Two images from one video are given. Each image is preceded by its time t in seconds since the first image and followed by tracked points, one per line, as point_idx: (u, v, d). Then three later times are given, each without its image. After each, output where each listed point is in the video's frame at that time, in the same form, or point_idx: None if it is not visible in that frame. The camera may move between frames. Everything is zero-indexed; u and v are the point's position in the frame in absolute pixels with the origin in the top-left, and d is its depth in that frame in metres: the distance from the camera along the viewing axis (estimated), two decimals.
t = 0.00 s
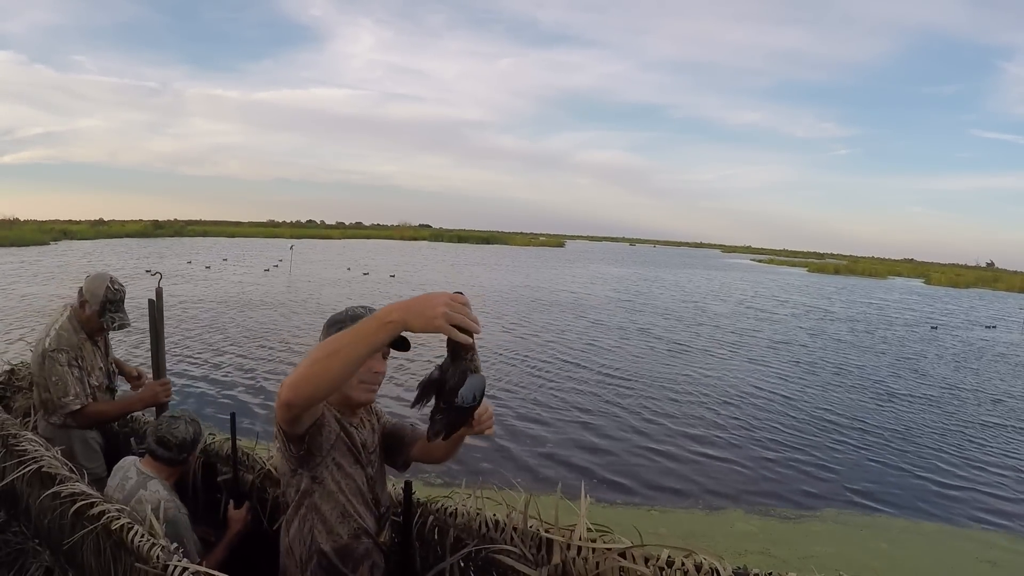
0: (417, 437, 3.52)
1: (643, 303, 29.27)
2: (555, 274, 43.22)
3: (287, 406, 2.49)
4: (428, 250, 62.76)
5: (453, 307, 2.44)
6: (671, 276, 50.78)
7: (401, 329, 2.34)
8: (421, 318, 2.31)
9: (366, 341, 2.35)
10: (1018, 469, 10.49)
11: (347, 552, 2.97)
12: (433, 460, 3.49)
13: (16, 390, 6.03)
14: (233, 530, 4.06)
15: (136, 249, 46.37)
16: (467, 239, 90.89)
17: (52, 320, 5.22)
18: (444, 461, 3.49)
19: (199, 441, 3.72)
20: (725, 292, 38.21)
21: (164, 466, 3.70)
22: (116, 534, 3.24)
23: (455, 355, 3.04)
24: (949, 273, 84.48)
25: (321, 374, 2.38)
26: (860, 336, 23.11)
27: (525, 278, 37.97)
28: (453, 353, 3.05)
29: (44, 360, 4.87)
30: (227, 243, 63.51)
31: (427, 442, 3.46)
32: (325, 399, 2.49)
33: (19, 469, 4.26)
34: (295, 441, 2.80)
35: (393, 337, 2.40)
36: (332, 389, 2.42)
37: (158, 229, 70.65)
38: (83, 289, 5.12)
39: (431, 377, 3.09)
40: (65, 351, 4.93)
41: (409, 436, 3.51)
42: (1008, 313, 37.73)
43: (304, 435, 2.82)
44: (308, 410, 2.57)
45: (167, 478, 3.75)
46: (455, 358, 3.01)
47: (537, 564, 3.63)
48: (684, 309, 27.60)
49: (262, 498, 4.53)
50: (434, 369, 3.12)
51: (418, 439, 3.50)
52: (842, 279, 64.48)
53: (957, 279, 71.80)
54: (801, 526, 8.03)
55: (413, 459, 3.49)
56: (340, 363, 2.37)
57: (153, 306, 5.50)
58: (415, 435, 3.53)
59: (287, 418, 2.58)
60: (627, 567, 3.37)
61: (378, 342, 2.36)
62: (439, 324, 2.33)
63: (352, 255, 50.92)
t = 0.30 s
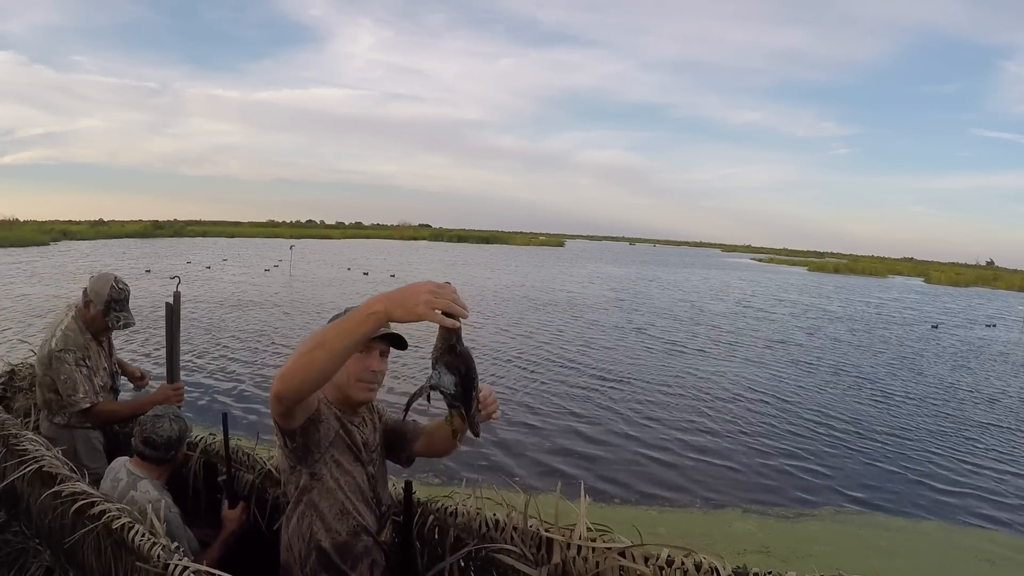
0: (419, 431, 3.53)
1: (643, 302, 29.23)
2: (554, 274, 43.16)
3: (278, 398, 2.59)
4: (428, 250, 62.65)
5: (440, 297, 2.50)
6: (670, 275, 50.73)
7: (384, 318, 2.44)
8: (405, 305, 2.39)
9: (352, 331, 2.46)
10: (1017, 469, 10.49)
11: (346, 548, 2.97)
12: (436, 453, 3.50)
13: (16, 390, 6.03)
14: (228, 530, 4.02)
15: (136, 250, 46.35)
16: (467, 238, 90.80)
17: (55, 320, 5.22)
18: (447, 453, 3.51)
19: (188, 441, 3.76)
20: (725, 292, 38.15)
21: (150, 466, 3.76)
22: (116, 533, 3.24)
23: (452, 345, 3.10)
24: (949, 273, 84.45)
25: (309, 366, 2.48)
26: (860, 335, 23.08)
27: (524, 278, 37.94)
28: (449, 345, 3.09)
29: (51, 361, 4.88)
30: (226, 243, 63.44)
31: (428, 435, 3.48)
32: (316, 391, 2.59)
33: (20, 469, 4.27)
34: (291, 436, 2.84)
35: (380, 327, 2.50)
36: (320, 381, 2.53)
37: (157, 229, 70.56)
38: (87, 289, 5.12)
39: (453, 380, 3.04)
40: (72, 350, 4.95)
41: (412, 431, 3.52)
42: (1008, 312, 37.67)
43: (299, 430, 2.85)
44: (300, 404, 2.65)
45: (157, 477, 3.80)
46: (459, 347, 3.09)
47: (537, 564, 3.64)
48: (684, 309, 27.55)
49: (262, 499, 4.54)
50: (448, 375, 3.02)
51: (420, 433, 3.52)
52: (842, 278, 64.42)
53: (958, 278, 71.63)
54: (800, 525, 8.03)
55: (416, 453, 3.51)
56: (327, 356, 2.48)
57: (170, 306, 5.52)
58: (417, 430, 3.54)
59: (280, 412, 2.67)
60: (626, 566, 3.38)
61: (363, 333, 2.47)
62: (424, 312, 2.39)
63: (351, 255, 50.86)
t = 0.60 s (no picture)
0: (421, 426, 3.54)
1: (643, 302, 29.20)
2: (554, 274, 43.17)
3: (275, 385, 2.62)
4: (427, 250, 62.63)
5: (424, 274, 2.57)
6: (670, 275, 50.75)
7: (373, 299, 2.48)
8: (392, 285, 2.45)
9: (342, 315, 2.52)
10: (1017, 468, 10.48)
11: (344, 544, 2.97)
12: (439, 447, 3.50)
13: (16, 391, 6.04)
14: (225, 532, 4.07)
15: (136, 250, 46.34)
16: (467, 238, 90.78)
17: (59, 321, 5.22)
18: (451, 446, 3.49)
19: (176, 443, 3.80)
20: (725, 292, 38.09)
21: (138, 468, 3.81)
22: (116, 533, 3.25)
23: (444, 325, 3.18)
24: (949, 271, 84.49)
25: (302, 351, 2.52)
26: (860, 335, 23.06)
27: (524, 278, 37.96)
28: (440, 325, 3.17)
29: (57, 360, 4.89)
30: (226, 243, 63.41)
31: (430, 429, 3.48)
32: (313, 376, 2.63)
33: (19, 469, 4.28)
34: (291, 429, 2.85)
35: (369, 310, 2.55)
36: (315, 365, 2.57)
37: (157, 229, 70.55)
38: (91, 288, 5.12)
39: (435, 359, 3.12)
40: (78, 350, 4.96)
41: (414, 427, 3.53)
42: (1008, 311, 37.55)
43: (298, 423, 2.87)
44: (298, 390, 2.68)
45: (145, 477, 3.84)
46: (450, 328, 3.16)
47: (536, 564, 3.64)
48: (684, 309, 27.52)
49: (262, 499, 4.54)
50: (429, 354, 3.12)
51: (423, 429, 3.53)
52: (842, 277, 64.44)
53: (959, 276, 71.62)
54: (799, 524, 8.04)
55: (420, 448, 3.51)
56: (322, 337, 2.52)
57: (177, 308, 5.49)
58: (419, 426, 3.55)
59: (278, 401, 2.70)
60: (626, 566, 3.39)
61: (353, 316, 2.52)
62: (410, 290, 2.46)
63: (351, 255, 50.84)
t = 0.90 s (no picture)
0: (420, 423, 3.56)
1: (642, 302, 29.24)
2: (554, 274, 43.18)
3: (275, 377, 2.64)
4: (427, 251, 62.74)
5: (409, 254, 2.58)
6: (670, 275, 50.75)
7: (365, 282, 2.50)
8: (379, 266, 2.48)
9: (333, 300, 2.54)
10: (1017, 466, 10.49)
11: (343, 542, 2.99)
12: (438, 441, 3.51)
13: (16, 394, 6.05)
14: (222, 538, 4.02)
15: (136, 252, 46.40)
16: (467, 240, 90.82)
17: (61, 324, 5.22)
18: (449, 440, 3.51)
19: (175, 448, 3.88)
20: (724, 291, 38.15)
21: (130, 471, 3.93)
22: (116, 535, 3.26)
23: (433, 305, 3.20)
24: (948, 270, 84.53)
25: (299, 339, 2.54)
26: (859, 334, 23.07)
27: (524, 278, 37.97)
28: (430, 304, 3.19)
29: (63, 364, 4.90)
30: (225, 245, 63.36)
31: (429, 424, 3.50)
32: (311, 366, 2.64)
33: (20, 472, 4.29)
34: (291, 425, 2.87)
35: (360, 294, 2.57)
36: (313, 353, 2.58)
37: (156, 232, 70.53)
38: (94, 291, 5.13)
39: (425, 336, 3.13)
40: (83, 352, 4.97)
41: (413, 424, 3.55)
42: (1006, 309, 37.68)
43: (298, 419, 2.88)
44: (299, 381, 2.69)
45: (138, 480, 3.96)
46: (439, 306, 3.19)
47: (535, 564, 3.65)
48: (683, 309, 27.55)
49: (261, 500, 4.54)
50: (419, 330, 3.13)
51: (422, 425, 3.54)
52: (841, 276, 64.39)
53: (958, 274, 71.78)
54: (798, 524, 8.05)
55: (420, 445, 3.53)
56: (319, 324, 2.54)
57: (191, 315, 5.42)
58: (418, 422, 3.57)
59: (279, 394, 2.71)
60: (624, 566, 3.40)
61: (345, 301, 2.54)
62: (395, 268, 2.48)
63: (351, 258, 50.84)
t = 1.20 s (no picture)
0: (419, 421, 3.56)
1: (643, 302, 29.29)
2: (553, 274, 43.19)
3: (277, 376, 2.64)
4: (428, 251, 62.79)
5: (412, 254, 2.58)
6: (670, 275, 50.76)
7: (366, 282, 2.50)
8: (381, 266, 2.47)
9: (336, 298, 2.53)
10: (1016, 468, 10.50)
11: (344, 540, 2.99)
12: (438, 440, 3.52)
13: (17, 393, 6.05)
14: (218, 540, 4.03)
15: (136, 252, 46.39)
16: (466, 239, 90.86)
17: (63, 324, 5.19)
18: (449, 438, 3.52)
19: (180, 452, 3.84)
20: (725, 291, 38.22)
21: (125, 471, 3.97)
22: (116, 534, 3.26)
23: (435, 305, 3.17)
24: (947, 270, 84.60)
25: (301, 338, 2.54)
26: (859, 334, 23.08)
27: (524, 278, 37.97)
28: (432, 305, 3.16)
29: (72, 362, 4.89)
30: (225, 245, 63.34)
31: (429, 423, 3.50)
32: (313, 364, 2.63)
33: (20, 471, 4.28)
34: (292, 423, 2.86)
35: (362, 293, 2.56)
36: (315, 352, 2.58)
37: (156, 231, 70.52)
38: (92, 286, 5.13)
39: (428, 339, 3.09)
40: (92, 349, 4.96)
41: (412, 422, 3.55)
42: (1005, 309, 37.74)
43: (299, 417, 2.88)
44: (300, 380, 2.69)
45: (130, 482, 4.00)
46: (441, 307, 3.15)
47: (536, 564, 3.66)
48: (683, 309, 27.58)
49: (261, 500, 4.55)
50: (423, 332, 3.09)
51: (421, 424, 3.55)
52: (841, 276, 64.41)
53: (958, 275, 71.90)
54: (797, 524, 8.06)
55: (420, 443, 3.53)
56: (320, 323, 2.54)
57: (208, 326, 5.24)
58: (417, 421, 3.57)
59: (281, 392, 2.71)
60: (624, 566, 3.40)
61: (347, 300, 2.53)
62: (398, 268, 2.48)
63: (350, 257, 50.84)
